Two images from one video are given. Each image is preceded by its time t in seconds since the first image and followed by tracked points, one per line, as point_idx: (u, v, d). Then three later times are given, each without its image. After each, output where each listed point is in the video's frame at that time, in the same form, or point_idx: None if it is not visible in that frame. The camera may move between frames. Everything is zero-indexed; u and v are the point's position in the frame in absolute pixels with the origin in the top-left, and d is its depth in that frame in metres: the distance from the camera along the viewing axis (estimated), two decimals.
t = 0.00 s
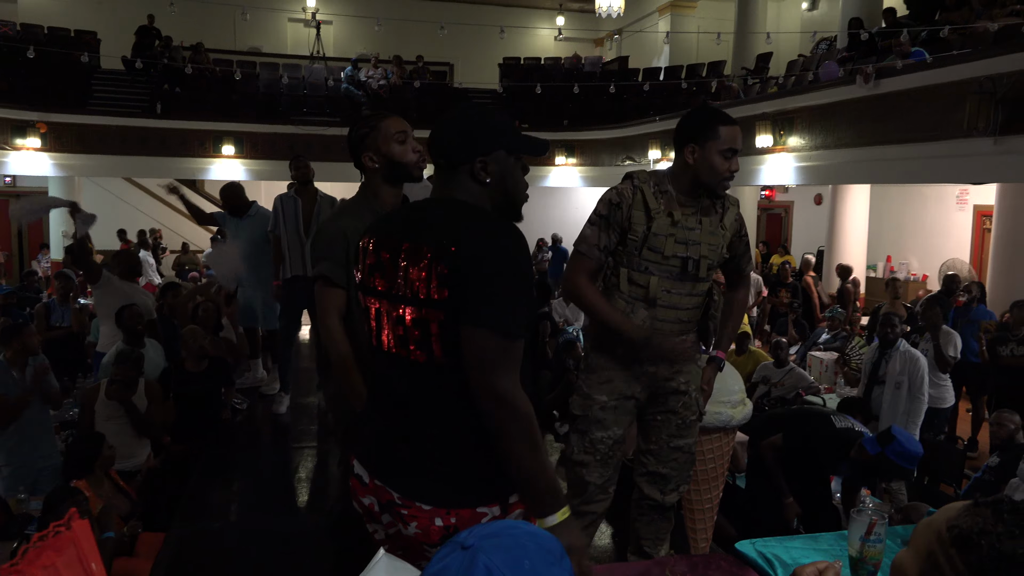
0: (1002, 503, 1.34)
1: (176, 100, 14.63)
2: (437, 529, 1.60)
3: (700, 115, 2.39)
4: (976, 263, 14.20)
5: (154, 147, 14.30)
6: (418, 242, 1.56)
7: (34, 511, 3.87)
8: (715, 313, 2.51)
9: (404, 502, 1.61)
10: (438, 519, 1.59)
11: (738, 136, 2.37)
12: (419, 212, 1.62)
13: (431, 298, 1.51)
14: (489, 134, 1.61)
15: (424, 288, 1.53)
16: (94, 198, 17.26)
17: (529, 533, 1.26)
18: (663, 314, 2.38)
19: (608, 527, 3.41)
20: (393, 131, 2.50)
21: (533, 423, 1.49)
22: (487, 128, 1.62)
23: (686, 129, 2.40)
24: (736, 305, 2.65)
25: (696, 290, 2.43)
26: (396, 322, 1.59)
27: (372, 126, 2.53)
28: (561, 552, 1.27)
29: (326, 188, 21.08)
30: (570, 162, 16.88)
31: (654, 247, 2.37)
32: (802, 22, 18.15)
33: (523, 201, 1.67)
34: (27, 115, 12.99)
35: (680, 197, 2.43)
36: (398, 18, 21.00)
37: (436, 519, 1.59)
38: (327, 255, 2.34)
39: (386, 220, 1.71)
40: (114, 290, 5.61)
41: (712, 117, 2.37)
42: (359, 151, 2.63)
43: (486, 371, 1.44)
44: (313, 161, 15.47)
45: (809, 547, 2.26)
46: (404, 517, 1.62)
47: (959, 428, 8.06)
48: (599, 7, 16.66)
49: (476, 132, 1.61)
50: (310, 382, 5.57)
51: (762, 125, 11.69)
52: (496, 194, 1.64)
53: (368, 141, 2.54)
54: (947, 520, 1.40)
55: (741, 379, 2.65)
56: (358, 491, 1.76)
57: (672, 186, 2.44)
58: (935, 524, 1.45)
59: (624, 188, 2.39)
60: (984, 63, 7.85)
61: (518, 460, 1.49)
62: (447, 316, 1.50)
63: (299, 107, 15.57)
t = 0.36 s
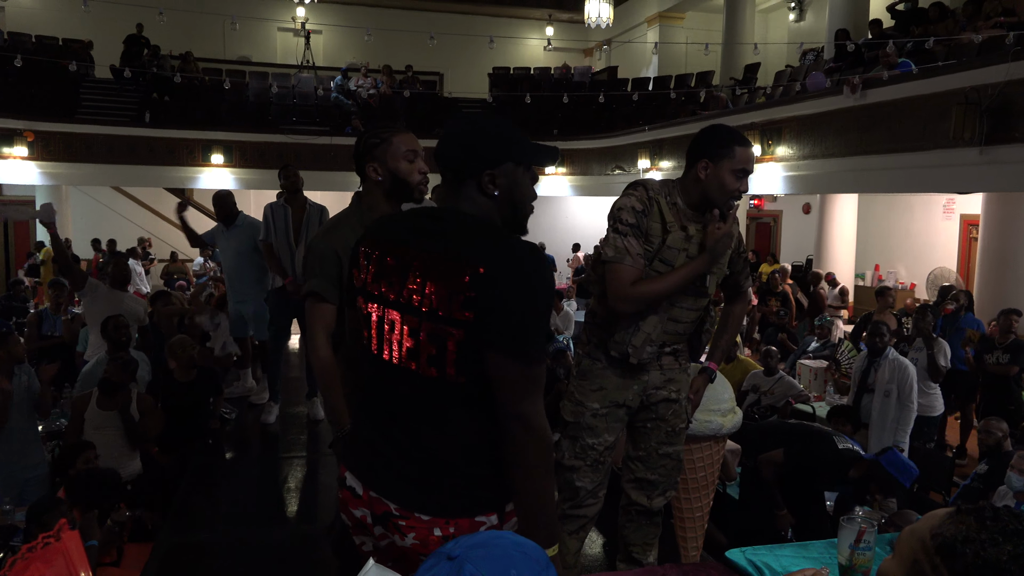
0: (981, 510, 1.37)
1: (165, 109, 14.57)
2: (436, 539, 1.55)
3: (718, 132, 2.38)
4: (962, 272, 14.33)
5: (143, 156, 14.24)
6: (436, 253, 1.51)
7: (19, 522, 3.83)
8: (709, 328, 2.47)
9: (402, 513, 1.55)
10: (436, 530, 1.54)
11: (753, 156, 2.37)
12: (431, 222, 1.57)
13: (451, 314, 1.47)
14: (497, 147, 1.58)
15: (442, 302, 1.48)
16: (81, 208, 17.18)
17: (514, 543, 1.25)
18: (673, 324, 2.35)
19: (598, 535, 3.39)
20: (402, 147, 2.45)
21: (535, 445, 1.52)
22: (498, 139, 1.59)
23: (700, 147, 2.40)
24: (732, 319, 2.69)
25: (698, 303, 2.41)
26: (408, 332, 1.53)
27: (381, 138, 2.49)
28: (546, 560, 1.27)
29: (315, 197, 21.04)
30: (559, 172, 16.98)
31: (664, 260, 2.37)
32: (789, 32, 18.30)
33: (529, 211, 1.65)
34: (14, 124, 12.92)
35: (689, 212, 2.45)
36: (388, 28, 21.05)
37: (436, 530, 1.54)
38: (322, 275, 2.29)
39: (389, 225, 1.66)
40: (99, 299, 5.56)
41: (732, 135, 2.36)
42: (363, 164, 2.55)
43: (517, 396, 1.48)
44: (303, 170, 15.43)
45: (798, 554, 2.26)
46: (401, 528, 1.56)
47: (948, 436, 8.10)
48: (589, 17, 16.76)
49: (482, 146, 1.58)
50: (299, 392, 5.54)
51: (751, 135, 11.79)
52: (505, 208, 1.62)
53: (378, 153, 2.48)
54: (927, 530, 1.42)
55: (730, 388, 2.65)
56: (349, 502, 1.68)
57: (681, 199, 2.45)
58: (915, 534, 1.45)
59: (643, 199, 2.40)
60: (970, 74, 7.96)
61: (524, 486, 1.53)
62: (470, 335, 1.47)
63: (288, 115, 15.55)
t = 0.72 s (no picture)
0: (960, 508, 1.41)
1: (154, 111, 14.51)
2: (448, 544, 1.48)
3: (711, 134, 2.39)
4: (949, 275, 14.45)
5: (132, 158, 14.17)
6: (465, 251, 1.47)
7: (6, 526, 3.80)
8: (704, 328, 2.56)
9: (413, 519, 1.48)
10: (449, 534, 1.48)
11: (744, 159, 2.38)
12: (461, 222, 1.52)
13: (484, 314, 1.45)
14: (530, 155, 1.54)
15: (476, 302, 1.45)
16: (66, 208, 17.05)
17: (504, 547, 1.25)
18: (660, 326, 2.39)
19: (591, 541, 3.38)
20: (383, 150, 2.42)
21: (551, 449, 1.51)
22: (525, 144, 1.55)
23: (693, 148, 2.41)
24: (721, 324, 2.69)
25: (689, 305, 2.46)
26: (433, 331, 1.48)
27: (362, 140, 2.43)
28: (532, 559, 1.27)
29: (305, 199, 20.98)
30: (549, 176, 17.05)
31: (657, 260, 2.39)
32: (778, 36, 18.42)
33: (557, 221, 1.61)
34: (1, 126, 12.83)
35: (680, 214, 2.46)
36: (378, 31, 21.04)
37: (450, 536, 1.47)
38: (304, 282, 2.26)
39: (407, 221, 1.59)
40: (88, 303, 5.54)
41: (725, 138, 2.36)
42: (341, 167, 2.49)
43: (535, 398, 1.47)
44: (292, 173, 15.38)
45: (789, 557, 2.27)
46: (413, 534, 1.48)
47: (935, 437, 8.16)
48: (579, 20, 16.83)
49: (515, 152, 1.54)
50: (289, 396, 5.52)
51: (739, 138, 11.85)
52: (533, 218, 1.58)
53: (356, 154, 2.43)
54: (908, 536, 1.44)
55: (720, 390, 2.66)
56: (351, 512, 1.56)
57: (674, 201, 2.47)
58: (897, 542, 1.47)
59: (636, 200, 2.40)
60: (956, 78, 8.04)
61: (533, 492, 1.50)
62: (501, 336, 1.46)
63: (277, 118, 15.52)
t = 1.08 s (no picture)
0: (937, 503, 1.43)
1: (154, 112, 14.52)
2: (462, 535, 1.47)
3: (710, 138, 2.43)
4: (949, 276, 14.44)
5: (131, 159, 14.17)
6: (484, 246, 1.46)
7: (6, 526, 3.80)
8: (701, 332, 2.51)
9: (428, 507, 1.47)
10: (464, 524, 1.47)
11: (746, 159, 2.43)
12: (485, 217, 1.52)
13: (497, 312, 1.43)
14: (561, 154, 1.53)
15: (490, 299, 1.44)
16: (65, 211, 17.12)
17: (504, 547, 1.25)
18: (649, 329, 2.36)
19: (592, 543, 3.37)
20: (380, 146, 2.41)
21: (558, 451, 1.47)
22: (560, 146, 1.53)
23: (695, 151, 2.45)
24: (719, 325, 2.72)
25: (688, 308, 2.44)
26: (449, 324, 1.47)
27: (362, 132, 2.41)
28: (532, 561, 1.27)
29: (304, 200, 20.97)
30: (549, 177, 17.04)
31: (655, 261, 2.38)
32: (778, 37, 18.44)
33: (582, 226, 1.59)
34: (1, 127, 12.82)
35: (682, 215, 2.47)
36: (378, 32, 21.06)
37: (467, 528, 1.46)
38: (289, 280, 2.24)
39: (436, 216, 1.59)
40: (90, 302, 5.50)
41: (724, 141, 2.42)
42: (337, 159, 2.47)
43: (542, 400, 1.44)
44: (292, 174, 15.37)
45: (788, 557, 2.27)
46: (427, 524, 1.47)
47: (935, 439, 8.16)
48: (578, 22, 16.86)
49: (547, 151, 1.53)
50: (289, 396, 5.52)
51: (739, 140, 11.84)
52: (554, 220, 1.57)
53: (355, 147, 2.40)
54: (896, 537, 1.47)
55: (720, 392, 2.67)
56: (370, 505, 1.56)
57: (676, 203, 2.48)
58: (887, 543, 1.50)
59: (632, 202, 2.41)
60: (955, 80, 8.06)
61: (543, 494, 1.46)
62: (512, 333, 1.44)
63: (277, 119, 15.54)
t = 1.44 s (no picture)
0: (930, 508, 1.46)
1: (153, 112, 14.50)
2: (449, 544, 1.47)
3: (699, 131, 2.43)
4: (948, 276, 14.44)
5: (131, 160, 14.15)
6: (444, 254, 1.43)
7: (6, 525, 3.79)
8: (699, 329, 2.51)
9: (413, 517, 1.48)
10: (449, 534, 1.47)
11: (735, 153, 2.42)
12: (455, 228, 1.46)
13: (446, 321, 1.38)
14: (549, 157, 1.49)
15: (443, 310, 1.38)
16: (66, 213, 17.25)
17: (503, 548, 1.25)
18: (653, 324, 2.37)
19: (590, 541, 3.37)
20: (400, 144, 2.43)
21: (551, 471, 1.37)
22: (549, 168, 1.48)
23: (684, 146, 2.44)
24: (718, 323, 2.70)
25: (681, 306, 2.45)
26: (412, 334, 1.45)
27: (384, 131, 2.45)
28: (532, 564, 1.27)
29: (304, 200, 20.97)
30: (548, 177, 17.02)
31: (645, 259, 2.38)
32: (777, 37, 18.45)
33: (552, 254, 1.50)
34: None
35: (672, 211, 2.47)
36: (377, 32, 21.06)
37: (452, 535, 1.45)
38: (305, 271, 2.29)
39: (420, 217, 1.55)
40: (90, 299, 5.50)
41: (713, 134, 2.42)
42: (359, 155, 2.50)
43: (512, 416, 1.34)
44: (291, 174, 15.34)
45: (786, 557, 2.27)
46: (413, 533, 1.48)
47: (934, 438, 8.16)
48: (578, 22, 16.86)
49: (534, 157, 1.49)
50: (289, 396, 5.52)
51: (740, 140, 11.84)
52: (522, 231, 1.49)
53: (380, 147, 2.43)
54: (892, 546, 1.49)
55: (719, 391, 2.67)
56: (361, 511, 1.60)
57: (664, 198, 2.47)
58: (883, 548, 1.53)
59: (617, 199, 2.40)
60: (954, 79, 8.07)
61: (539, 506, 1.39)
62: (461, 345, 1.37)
63: (276, 119, 15.54)
